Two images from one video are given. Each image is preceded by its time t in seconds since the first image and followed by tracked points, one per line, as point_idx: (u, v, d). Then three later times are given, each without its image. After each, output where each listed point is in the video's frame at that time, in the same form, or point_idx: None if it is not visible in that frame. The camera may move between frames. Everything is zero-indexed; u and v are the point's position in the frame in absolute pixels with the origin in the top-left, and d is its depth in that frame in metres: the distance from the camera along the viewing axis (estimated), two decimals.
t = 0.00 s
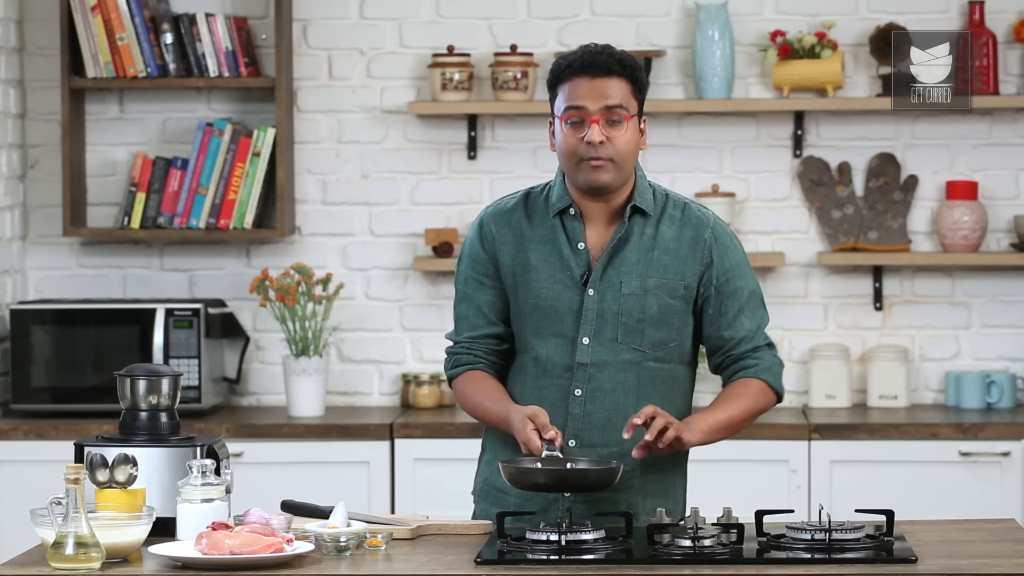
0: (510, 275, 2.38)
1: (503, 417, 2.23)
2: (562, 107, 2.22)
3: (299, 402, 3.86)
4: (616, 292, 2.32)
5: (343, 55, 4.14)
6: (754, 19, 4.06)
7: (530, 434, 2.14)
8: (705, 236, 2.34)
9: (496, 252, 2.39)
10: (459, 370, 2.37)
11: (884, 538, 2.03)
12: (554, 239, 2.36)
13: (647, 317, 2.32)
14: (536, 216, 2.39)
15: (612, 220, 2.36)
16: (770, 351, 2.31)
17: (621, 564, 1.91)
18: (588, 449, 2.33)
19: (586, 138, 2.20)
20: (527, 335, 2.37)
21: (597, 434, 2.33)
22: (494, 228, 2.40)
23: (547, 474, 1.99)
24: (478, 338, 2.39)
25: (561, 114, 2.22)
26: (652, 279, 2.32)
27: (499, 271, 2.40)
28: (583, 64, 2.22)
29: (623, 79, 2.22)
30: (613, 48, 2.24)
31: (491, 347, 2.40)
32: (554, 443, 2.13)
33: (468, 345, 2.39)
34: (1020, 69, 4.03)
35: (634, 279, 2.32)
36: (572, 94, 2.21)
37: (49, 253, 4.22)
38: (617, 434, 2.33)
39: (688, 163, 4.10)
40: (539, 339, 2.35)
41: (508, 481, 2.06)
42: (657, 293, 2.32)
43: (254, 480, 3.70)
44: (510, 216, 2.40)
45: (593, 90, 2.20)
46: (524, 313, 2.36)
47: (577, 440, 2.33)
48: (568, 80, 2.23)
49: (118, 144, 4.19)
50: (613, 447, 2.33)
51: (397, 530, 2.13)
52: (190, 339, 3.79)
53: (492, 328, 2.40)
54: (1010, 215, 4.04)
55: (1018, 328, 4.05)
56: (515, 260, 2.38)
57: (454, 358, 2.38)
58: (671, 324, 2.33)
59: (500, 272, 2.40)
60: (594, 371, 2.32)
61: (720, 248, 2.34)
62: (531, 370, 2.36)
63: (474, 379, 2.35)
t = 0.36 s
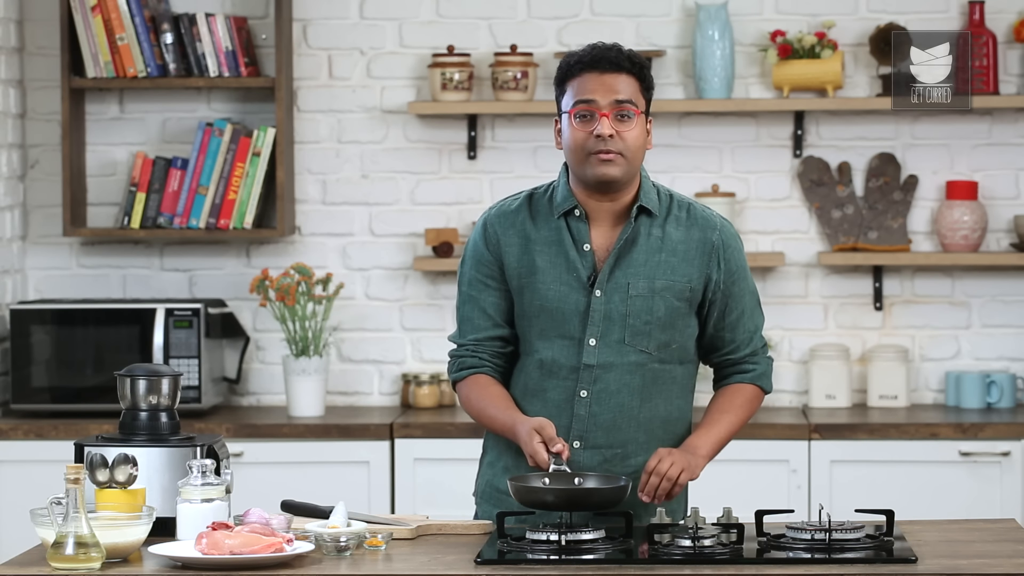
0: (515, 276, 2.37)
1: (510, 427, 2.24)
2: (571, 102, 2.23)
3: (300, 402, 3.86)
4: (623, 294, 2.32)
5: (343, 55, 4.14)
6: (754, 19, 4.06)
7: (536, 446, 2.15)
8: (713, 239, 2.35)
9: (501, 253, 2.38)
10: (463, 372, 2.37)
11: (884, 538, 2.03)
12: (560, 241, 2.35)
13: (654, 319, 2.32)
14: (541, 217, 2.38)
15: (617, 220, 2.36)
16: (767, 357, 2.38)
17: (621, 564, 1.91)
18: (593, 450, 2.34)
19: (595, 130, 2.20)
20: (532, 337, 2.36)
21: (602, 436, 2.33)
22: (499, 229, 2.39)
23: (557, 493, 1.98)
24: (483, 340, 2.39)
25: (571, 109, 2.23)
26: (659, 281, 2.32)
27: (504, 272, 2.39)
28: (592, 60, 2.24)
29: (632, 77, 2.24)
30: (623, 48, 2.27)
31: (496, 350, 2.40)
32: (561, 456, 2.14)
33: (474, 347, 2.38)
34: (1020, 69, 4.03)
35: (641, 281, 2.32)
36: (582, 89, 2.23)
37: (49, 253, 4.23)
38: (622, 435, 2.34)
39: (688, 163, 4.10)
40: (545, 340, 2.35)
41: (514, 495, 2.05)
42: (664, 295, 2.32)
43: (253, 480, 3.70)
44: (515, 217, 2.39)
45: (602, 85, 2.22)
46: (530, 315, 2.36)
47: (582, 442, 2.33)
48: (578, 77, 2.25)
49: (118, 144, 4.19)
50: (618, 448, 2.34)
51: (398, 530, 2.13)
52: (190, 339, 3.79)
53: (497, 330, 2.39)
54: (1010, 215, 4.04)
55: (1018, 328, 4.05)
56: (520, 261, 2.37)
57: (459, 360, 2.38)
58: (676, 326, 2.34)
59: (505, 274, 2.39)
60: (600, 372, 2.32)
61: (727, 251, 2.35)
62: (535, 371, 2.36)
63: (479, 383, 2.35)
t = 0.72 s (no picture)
0: (512, 279, 2.37)
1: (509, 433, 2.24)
2: (569, 102, 2.23)
3: (300, 402, 3.86)
4: (620, 297, 2.31)
5: (343, 55, 4.14)
6: (754, 19, 4.06)
7: (536, 454, 2.15)
8: (710, 240, 2.34)
9: (498, 255, 2.38)
10: (462, 375, 2.38)
11: (884, 538, 2.03)
12: (557, 243, 2.35)
13: (650, 321, 2.32)
14: (539, 219, 2.38)
15: (615, 221, 2.36)
16: (774, 357, 2.36)
17: (621, 564, 1.91)
18: (591, 453, 2.34)
19: (593, 129, 2.19)
20: (530, 340, 2.36)
21: (600, 439, 2.34)
22: (497, 231, 2.39)
23: (556, 497, 1.98)
24: (481, 343, 2.40)
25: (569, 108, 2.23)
26: (656, 283, 2.32)
27: (501, 275, 2.39)
28: (590, 60, 2.24)
29: (630, 77, 2.24)
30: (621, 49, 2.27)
31: (493, 353, 2.40)
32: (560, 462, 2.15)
33: (472, 350, 2.39)
34: (1020, 69, 4.03)
35: (638, 283, 2.31)
36: (580, 90, 2.23)
37: (49, 253, 4.23)
38: (620, 439, 2.34)
39: (688, 163, 4.10)
40: (542, 343, 2.35)
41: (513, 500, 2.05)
42: (661, 297, 2.31)
43: (253, 480, 3.70)
44: (513, 219, 2.39)
45: (600, 85, 2.22)
46: (527, 318, 2.36)
47: (580, 445, 2.34)
48: (576, 77, 2.25)
49: (118, 144, 4.19)
50: (616, 452, 2.34)
51: (397, 530, 2.13)
52: (190, 339, 3.79)
53: (494, 333, 2.40)
54: (1010, 215, 4.04)
55: (1018, 328, 4.05)
56: (517, 264, 2.37)
57: (458, 363, 2.39)
58: (673, 328, 2.33)
59: (502, 276, 2.39)
60: (597, 375, 2.32)
61: (726, 252, 2.33)
62: (533, 375, 2.36)
63: (479, 386, 2.36)
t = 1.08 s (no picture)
0: (506, 275, 2.38)
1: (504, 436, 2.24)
2: (566, 93, 2.23)
3: (300, 402, 3.86)
4: (611, 291, 2.31)
5: (343, 55, 4.14)
6: (754, 19, 4.06)
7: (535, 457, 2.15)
8: (700, 231, 2.32)
9: (492, 252, 2.40)
10: (458, 375, 2.38)
11: (884, 538, 2.03)
12: (550, 239, 2.36)
13: (642, 313, 2.31)
14: (532, 215, 2.39)
15: (609, 216, 2.36)
16: (769, 340, 2.24)
17: (621, 564, 1.91)
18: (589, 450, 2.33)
19: (590, 119, 2.19)
20: (524, 337, 2.37)
21: (598, 436, 2.32)
22: (491, 228, 2.41)
23: (557, 497, 1.98)
24: (477, 341, 2.40)
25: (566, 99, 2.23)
26: (647, 275, 2.31)
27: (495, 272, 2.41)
28: (587, 52, 2.24)
29: (628, 70, 2.25)
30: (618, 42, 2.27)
31: (490, 352, 2.40)
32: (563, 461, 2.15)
33: (468, 348, 2.39)
34: (1020, 69, 4.03)
35: (629, 276, 2.31)
36: (576, 81, 2.23)
37: (49, 253, 4.22)
38: (618, 435, 2.32)
39: (688, 163, 4.10)
40: (536, 339, 2.35)
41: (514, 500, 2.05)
42: (652, 289, 2.31)
43: (254, 480, 3.70)
44: (507, 216, 2.41)
45: (597, 77, 2.22)
46: (520, 314, 2.36)
47: (579, 443, 2.33)
48: (572, 69, 2.26)
49: (118, 144, 4.19)
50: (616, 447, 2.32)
51: (398, 530, 2.13)
52: (190, 339, 3.79)
53: (490, 330, 2.41)
54: (1010, 215, 4.04)
55: (1018, 328, 4.05)
56: (510, 260, 2.38)
57: (454, 362, 2.39)
58: (666, 320, 2.32)
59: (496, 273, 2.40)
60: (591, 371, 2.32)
61: (716, 242, 2.31)
62: (529, 372, 2.36)
63: (474, 386, 2.36)
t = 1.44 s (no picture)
0: (501, 271, 2.38)
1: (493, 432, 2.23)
2: (568, 88, 2.23)
3: (300, 402, 3.86)
4: (605, 287, 2.31)
5: (343, 55, 4.14)
6: (754, 19, 4.06)
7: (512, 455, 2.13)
8: (699, 235, 2.32)
9: (488, 250, 2.40)
10: (454, 372, 2.38)
11: (884, 538, 2.03)
12: (545, 236, 2.36)
13: (635, 311, 2.30)
14: (529, 213, 2.39)
15: (606, 214, 2.36)
16: (750, 360, 2.28)
17: (621, 564, 1.91)
18: (582, 445, 2.32)
19: (591, 115, 2.20)
20: (519, 333, 2.36)
21: (591, 430, 2.32)
22: (487, 226, 2.41)
23: (556, 497, 1.98)
24: (472, 338, 2.39)
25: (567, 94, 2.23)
26: (641, 274, 2.31)
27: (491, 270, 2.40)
28: (591, 49, 2.25)
29: (630, 69, 2.25)
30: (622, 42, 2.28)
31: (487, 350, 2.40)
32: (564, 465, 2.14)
33: (463, 346, 2.39)
34: (1020, 69, 4.03)
35: (623, 274, 2.31)
36: (579, 77, 2.24)
37: (50, 253, 4.22)
38: (612, 430, 2.31)
39: (688, 163, 4.10)
40: (530, 335, 2.35)
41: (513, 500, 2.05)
42: (646, 288, 2.30)
43: (254, 481, 3.70)
44: (504, 215, 2.41)
45: (599, 73, 2.23)
46: (513, 310, 2.36)
47: (572, 437, 2.32)
48: (576, 65, 2.26)
49: (118, 144, 4.19)
50: (609, 444, 2.31)
51: (397, 530, 2.13)
52: (190, 339, 3.79)
53: (486, 327, 2.40)
54: (1010, 215, 4.04)
55: (1018, 328, 4.05)
56: (505, 257, 2.38)
57: (449, 360, 2.39)
58: (660, 320, 2.31)
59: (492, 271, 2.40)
60: (584, 366, 2.31)
61: (714, 247, 2.31)
62: (523, 368, 2.35)
63: (470, 383, 2.35)
